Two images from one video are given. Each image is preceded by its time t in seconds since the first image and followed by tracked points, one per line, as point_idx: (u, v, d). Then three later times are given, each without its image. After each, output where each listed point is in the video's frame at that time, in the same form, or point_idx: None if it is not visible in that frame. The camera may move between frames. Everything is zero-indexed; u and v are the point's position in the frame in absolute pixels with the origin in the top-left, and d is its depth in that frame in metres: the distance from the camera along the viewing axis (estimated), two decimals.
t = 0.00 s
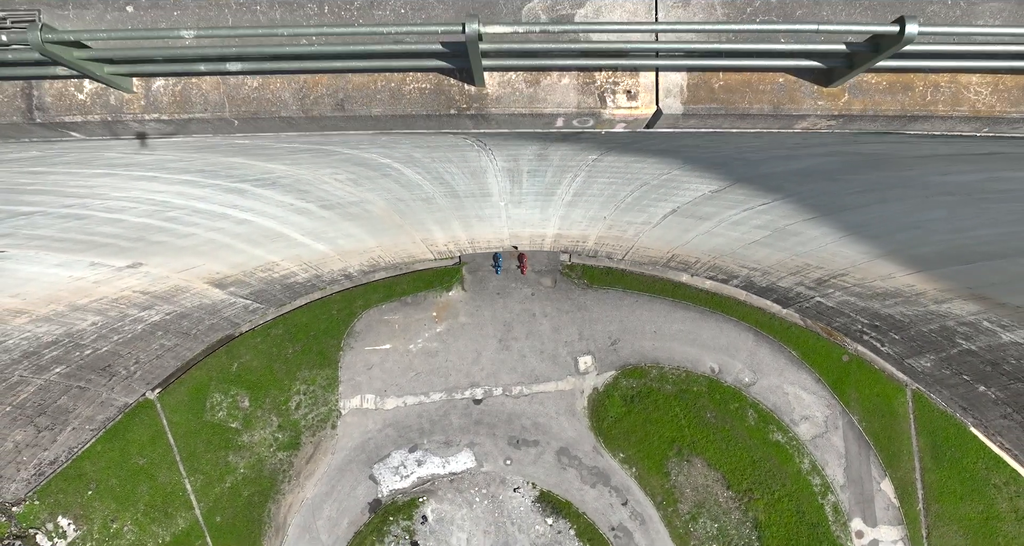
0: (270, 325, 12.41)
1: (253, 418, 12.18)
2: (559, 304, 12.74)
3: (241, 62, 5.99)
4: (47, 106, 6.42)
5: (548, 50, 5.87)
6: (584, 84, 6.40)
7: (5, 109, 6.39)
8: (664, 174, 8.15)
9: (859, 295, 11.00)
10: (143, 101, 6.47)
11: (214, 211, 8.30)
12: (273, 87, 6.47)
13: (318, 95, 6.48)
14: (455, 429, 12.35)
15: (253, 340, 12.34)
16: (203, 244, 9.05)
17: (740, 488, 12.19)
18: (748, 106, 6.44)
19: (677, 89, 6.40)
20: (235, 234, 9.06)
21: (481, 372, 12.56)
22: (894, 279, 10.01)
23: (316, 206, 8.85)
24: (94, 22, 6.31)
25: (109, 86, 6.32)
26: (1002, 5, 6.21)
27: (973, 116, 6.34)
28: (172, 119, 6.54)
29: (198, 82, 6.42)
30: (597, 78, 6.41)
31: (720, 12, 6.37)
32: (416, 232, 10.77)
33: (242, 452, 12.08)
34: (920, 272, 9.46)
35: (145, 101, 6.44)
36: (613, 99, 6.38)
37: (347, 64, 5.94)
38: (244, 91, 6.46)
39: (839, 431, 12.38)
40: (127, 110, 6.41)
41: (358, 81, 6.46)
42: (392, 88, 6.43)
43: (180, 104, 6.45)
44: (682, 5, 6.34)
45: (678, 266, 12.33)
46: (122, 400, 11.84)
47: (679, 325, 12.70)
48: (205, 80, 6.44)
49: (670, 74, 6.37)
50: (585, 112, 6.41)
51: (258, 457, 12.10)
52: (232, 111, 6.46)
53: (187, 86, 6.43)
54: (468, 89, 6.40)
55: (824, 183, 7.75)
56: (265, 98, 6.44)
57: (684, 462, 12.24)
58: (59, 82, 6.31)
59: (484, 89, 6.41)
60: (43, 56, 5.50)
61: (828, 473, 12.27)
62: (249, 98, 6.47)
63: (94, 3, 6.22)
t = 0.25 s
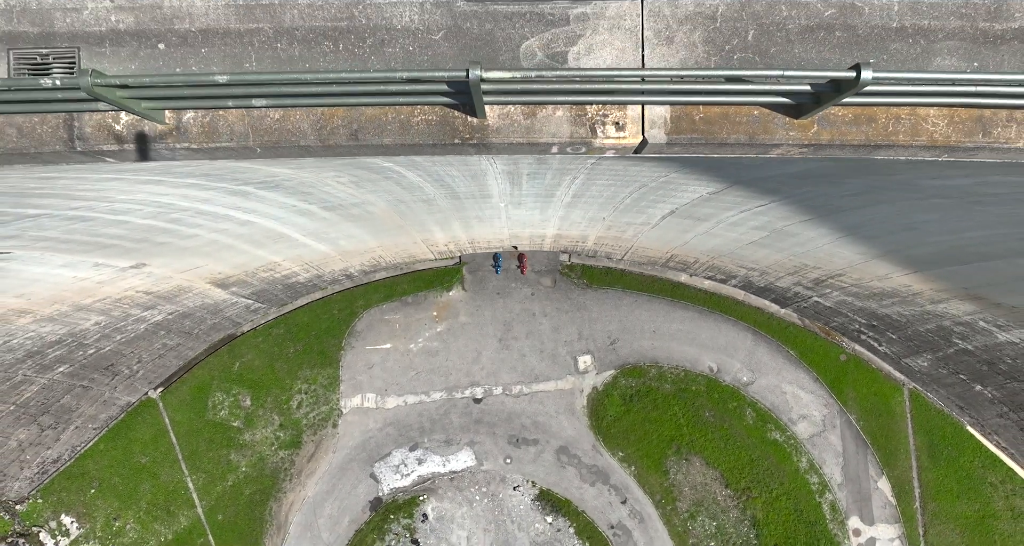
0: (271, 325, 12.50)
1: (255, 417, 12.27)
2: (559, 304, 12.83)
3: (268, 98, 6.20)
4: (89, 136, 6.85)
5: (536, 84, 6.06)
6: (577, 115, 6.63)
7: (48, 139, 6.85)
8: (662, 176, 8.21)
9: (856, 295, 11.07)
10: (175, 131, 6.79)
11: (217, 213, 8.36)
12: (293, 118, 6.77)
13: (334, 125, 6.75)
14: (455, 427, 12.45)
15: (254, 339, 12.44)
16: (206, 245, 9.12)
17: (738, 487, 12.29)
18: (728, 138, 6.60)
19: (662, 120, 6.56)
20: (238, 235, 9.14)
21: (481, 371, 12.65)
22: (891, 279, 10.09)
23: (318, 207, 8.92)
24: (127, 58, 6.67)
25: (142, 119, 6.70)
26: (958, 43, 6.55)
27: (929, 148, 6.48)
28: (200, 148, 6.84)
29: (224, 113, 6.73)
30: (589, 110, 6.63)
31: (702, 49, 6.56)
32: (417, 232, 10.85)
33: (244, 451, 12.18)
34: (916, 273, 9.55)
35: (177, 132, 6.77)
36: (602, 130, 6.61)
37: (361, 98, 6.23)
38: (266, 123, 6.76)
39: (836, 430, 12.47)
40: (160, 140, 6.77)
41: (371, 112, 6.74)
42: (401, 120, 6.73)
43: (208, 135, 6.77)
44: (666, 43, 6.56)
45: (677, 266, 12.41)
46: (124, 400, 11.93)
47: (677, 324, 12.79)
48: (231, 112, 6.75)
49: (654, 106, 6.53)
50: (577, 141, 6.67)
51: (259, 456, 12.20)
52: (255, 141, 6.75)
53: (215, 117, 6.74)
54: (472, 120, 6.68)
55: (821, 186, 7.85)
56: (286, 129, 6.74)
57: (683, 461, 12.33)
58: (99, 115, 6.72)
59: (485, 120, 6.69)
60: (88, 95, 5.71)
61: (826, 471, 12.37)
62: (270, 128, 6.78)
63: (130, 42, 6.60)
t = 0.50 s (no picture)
0: (273, 324, 12.61)
1: (256, 416, 12.38)
2: (559, 304, 12.93)
3: (291, 131, 6.29)
4: (127, 164, 6.86)
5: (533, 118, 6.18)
6: (571, 145, 6.76)
7: (91, 166, 6.89)
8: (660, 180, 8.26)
9: (853, 295, 11.15)
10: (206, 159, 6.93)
11: (221, 215, 8.43)
12: (313, 148, 6.88)
13: (351, 154, 6.89)
14: (456, 426, 12.56)
15: (256, 338, 12.54)
16: (209, 246, 9.22)
17: (736, 485, 12.40)
18: (709, 167, 6.70)
19: (647, 150, 6.69)
20: (241, 236, 9.24)
21: (482, 370, 12.76)
22: (887, 279, 10.18)
23: (320, 209, 8.99)
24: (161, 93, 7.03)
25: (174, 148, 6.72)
26: (917, 79, 6.88)
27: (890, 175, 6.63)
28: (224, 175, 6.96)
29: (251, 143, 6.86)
30: (581, 140, 6.74)
31: (684, 85, 6.87)
32: (418, 233, 10.95)
33: (246, 449, 12.29)
34: (912, 273, 9.65)
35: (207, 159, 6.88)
36: (593, 159, 6.71)
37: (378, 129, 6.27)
38: (290, 151, 6.88)
39: (834, 428, 12.58)
40: (191, 168, 6.88)
41: (385, 142, 6.86)
42: (411, 149, 6.86)
43: (236, 163, 6.91)
44: (651, 79, 6.88)
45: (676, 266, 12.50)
46: (127, 399, 12.02)
47: (676, 324, 12.89)
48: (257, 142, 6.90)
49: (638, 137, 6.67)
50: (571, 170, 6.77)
51: (261, 454, 12.31)
52: (280, 169, 6.87)
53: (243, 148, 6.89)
54: (474, 150, 6.79)
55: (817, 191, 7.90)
56: (307, 158, 6.85)
57: (681, 459, 12.44)
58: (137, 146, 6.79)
59: (487, 150, 6.81)
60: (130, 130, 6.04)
61: (823, 470, 12.49)
62: (294, 156, 6.88)
63: (162, 77, 6.96)
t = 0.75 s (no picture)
0: (275, 324, 12.71)
1: (258, 415, 12.49)
2: (558, 303, 13.03)
3: (311, 159, 6.94)
4: (160, 187, 7.23)
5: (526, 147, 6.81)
6: (566, 169, 7.28)
7: (127, 189, 7.26)
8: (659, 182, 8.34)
9: (850, 295, 11.24)
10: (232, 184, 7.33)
11: (224, 216, 8.50)
12: (331, 172, 7.32)
13: (364, 178, 7.31)
14: (456, 425, 12.67)
15: (258, 338, 12.65)
16: (212, 247, 9.32)
17: (735, 483, 12.52)
18: (691, 191, 7.23)
19: (634, 174, 7.23)
20: (244, 237, 9.34)
21: (482, 369, 12.87)
22: (884, 279, 10.27)
23: (322, 210, 9.07)
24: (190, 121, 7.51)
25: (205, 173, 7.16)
26: (883, 109, 7.44)
27: (858, 198, 7.14)
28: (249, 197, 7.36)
29: (274, 168, 7.28)
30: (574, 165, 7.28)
31: (670, 114, 7.42)
32: (419, 233, 11.04)
33: (248, 447, 12.41)
34: (908, 273, 9.76)
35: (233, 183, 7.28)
36: (586, 182, 7.23)
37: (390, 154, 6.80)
38: (310, 175, 7.29)
39: (831, 427, 12.70)
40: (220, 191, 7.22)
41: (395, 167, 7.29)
42: (419, 174, 7.29)
43: (260, 187, 7.30)
44: (640, 108, 7.42)
45: (674, 266, 12.59)
46: (130, 398, 12.13)
47: (675, 323, 13.00)
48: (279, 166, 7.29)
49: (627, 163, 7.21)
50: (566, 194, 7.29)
51: (263, 453, 12.42)
52: (300, 193, 7.31)
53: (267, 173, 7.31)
54: (478, 174, 7.25)
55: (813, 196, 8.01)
56: (325, 182, 7.28)
57: (680, 458, 12.56)
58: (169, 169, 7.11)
59: (489, 174, 7.28)
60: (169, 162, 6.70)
61: (820, 468, 12.60)
62: (312, 180, 7.31)
63: (193, 107, 7.47)
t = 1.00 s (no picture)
0: (277, 323, 12.82)
1: (260, 413, 12.60)
2: (558, 303, 13.14)
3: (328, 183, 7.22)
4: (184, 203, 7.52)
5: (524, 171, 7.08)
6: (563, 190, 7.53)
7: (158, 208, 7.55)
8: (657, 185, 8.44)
9: (847, 295, 11.33)
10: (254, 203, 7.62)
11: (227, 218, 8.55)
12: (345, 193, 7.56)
13: (376, 198, 7.55)
14: (457, 423, 12.78)
15: (260, 337, 12.75)
16: (215, 247, 9.41)
17: (733, 481, 12.63)
18: (679, 210, 7.48)
19: (625, 194, 7.49)
20: (246, 238, 9.42)
21: (482, 368, 12.97)
22: (880, 279, 10.36)
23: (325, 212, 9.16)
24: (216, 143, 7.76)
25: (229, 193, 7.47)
26: (854, 135, 7.61)
27: (832, 215, 7.36)
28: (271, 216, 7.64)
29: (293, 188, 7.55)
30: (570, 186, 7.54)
31: (658, 138, 7.64)
32: (420, 234, 11.13)
33: (251, 446, 12.52)
34: (903, 273, 9.86)
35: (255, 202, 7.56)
36: (581, 202, 7.48)
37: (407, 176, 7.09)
38: (327, 195, 7.56)
39: (828, 425, 12.81)
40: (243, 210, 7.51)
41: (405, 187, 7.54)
42: (427, 193, 7.52)
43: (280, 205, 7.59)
44: (630, 133, 7.63)
45: (673, 266, 12.66)
46: (133, 396, 12.23)
47: (673, 322, 13.10)
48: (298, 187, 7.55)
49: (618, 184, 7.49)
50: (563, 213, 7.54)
51: (265, 451, 12.53)
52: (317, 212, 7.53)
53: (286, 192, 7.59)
54: (481, 194, 7.52)
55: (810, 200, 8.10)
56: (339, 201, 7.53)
57: (678, 456, 12.67)
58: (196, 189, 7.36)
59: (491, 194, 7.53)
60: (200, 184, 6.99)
61: (818, 466, 12.72)
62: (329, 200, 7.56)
63: (217, 131, 7.73)
